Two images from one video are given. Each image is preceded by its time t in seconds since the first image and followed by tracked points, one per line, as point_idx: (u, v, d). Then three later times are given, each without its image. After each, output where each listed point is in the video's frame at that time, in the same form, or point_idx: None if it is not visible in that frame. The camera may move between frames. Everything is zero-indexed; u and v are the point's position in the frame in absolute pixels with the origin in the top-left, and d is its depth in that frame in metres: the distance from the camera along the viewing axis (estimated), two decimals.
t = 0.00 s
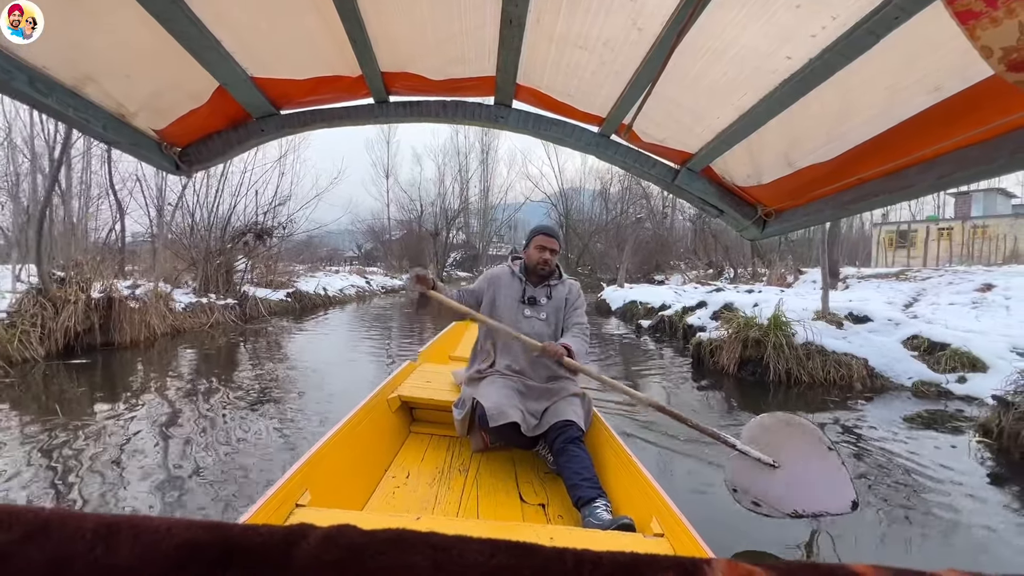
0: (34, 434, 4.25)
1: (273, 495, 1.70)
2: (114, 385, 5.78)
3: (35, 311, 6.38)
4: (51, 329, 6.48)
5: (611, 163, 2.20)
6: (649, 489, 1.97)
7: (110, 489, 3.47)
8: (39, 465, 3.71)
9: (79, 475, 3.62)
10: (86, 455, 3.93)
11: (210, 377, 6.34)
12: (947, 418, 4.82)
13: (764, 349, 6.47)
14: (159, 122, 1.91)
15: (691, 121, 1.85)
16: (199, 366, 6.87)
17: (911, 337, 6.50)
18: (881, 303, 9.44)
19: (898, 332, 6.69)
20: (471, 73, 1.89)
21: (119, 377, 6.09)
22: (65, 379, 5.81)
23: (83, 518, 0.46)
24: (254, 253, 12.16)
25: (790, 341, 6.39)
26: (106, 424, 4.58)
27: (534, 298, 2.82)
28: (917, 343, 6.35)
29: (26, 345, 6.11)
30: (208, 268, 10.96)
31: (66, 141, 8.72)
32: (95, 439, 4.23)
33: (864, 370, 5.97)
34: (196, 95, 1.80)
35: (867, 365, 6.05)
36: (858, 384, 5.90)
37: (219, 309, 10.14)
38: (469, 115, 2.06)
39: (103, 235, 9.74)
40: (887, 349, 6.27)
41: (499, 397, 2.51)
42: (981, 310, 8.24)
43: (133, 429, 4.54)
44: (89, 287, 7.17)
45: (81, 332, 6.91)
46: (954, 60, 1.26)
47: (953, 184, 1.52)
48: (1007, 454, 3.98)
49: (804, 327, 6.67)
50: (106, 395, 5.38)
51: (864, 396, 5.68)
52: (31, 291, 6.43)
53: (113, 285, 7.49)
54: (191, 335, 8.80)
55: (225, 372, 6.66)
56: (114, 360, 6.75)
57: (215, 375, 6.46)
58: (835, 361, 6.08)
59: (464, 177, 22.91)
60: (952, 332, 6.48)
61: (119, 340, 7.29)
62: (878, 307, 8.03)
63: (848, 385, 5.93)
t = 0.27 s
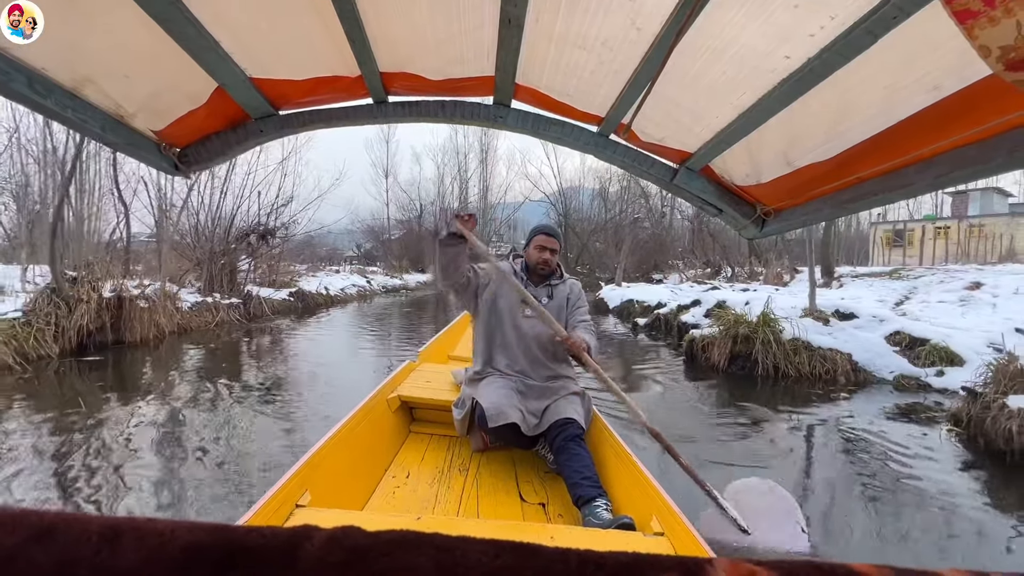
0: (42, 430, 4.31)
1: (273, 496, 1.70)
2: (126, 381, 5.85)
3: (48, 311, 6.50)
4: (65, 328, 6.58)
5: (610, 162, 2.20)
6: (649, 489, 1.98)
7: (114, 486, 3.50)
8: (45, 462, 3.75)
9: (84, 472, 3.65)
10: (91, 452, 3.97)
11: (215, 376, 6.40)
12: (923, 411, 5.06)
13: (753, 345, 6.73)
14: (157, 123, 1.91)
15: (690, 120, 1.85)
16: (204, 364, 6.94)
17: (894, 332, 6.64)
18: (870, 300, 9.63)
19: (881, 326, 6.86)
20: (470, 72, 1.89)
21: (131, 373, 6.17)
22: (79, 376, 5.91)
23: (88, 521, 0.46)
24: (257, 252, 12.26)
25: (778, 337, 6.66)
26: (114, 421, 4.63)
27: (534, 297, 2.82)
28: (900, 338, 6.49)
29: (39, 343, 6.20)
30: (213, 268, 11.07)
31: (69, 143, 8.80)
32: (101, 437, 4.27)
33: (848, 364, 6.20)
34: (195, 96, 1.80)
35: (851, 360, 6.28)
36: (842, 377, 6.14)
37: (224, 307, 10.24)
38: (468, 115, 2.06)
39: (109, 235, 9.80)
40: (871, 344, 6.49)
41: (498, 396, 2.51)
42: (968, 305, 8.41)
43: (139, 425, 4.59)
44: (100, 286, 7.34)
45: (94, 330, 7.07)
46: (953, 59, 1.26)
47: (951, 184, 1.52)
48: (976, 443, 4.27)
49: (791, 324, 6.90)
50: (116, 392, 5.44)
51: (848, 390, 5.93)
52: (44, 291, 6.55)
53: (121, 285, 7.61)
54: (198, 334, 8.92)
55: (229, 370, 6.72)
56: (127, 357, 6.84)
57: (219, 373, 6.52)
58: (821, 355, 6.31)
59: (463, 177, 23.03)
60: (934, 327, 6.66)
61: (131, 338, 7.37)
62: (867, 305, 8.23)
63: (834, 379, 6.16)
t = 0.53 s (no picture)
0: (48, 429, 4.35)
1: (272, 495, 1.70)
2: (134, 378, 6.03)
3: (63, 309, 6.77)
4: (76, 326, 6.88)
5: (609, 161, 2.20)
6: (647, 487, 1.98)
7: (116, 484, 3.52)
8: (49, 461, 3.78)
9: (87, 470, 3.68)
10: (95, 450, 4.00)
11: (217, 374, 6.45)
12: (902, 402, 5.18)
13: (742, 341, 6.92)
14: (156, 121, 1.90)
15: (689, 119, 1.85)
16: (207, 363, 7.00)
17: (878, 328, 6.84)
18: (858, 297, 9.80)
19: (865, 323, 7.07)
20: (469, 71, 1.88)
21: (138, 370, 6.39)
22: (89, 372, 6.13)
23: (88, 520, 0.46)
24: (260, 252, 12.35)
25: (766, 333, 6.81)
26: (119, 419, 4.68)
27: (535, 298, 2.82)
28: (883, 334, 6.71)
29: (53, 342, 6.45)
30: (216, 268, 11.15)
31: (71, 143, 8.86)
32: (105, 435, 4.32)
33: (834, 359, 6.32)
34: (193, 94, 1.80)
35: (836, 354, 6.41)
36: (828, 372, 6.26)
37: (228, 306, 10.35)
38: (468, 114, 2.05)
39: (114, 235, 10.09)
40: (856, 341, 6.63)
41: (496, 397, 2.51)
42: (955, 303, 8.57)
43: (143, 423, 4.63)
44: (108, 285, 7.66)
45: (103, 329, 7.31)
46: (951, 57, 1.26)
47: (951, 183, 1.52)
48: (946, 428, 4.43)
49: (779, 321, 7.08)
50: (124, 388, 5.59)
51: (832, 383, 6.07)
52: (59, 290, 6.82)
53: (130, 284, 7.98)
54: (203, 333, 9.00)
55: (230, 368, 6.77)
56: (135, 356, 7.07)
57: (221, 371, 6.57)
58: (807, 351, 6.42)
59: (462, 176, 23.12)
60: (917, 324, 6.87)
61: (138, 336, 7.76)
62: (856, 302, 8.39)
63: (818, 374, 6.26)
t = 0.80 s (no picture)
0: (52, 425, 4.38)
1: (270, 493, 1.69)
2: (144, 375, 6.10)
3: (78, 308, 6.93)
4: (88, 325, 7.00)
5: (610, 161, 2.20)
6: (646, 487, 1.98)
7: (118, 481, 3.53)
8: (52, 458, 3.80)
9: (89, 467, 3.69)
10: (97, 448, 4.02)
11: (219, 372, 6.48)
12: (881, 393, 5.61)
13: (733, 337, 7.25)
14: (155, 118, 1.90)
15: (689, 119, 1.85)
16: (210, 360, 7.04)
17: (862, 325, 7.34)
18: (850, 294, 10.21)
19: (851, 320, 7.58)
20: (470, 69, 1.88)
21: (151, 368, 6.47)
22: (103, 369, 6.23)
23: (84, 518, 0.46)
24: (262, 252, 12.40)
25: (755, 330, 7.17)
26: (124, 417, 4.71)
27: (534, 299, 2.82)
28: (867, 331, 7.22)
29: (67, 339, 6.57)
30: (220, 267, 11.22)
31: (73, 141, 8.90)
32: (109, 432, 4.34)
33: (820, 354, 6.72)
34: (192, 92, 1.79)
35: (823, 350, 6.81)
36: (814, 366, 6.68)
37: (234, 306, 10.46)
38: (468, 113, 2.05)
39: (120, 234, 10.17)
40: (842, 336, 7.07)
41: (495, 398, 2.51)
42: (943, 301, 8.91)
43: (146, 421, 4.65)
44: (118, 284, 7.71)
45: (114, 326, 7.42)
46: (953, 58, 1.26)
47: (951, 184, 1.52)
48: (918, 418, 4.80)
49: (768, 317, 7.47)
50: (134, 385, 5.67)
51: (818, 377, 6.48)
52: (71, 290, 6.90)
53: (140, 285, 8.01)
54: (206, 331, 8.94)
55: (233, 366, 6.80)
56: (147, 353, 7.16)
57: (224, 369, 6.60)
58: (795, 346, 6.83)
59: (462, 176, 23.19)
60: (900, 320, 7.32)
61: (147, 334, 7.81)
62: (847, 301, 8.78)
63: (806, 369, 6.71)
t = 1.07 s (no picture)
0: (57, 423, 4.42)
1: (268, 491, 1.69)
2: (155, 373, 6.21)
3: (94, 306, 7.11)
4: (99, 323, 7.14)
5: (610, 161, 2.20)
6: (644, 488, 1.98)
7: (120, 479, 3.54)
8: (56, 456, 3.83)
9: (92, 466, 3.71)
10: (100, 446, 4.04)
11: (222, 369, 6.52)
12: (862, 386, 5.84)
13: (723, 333, 7.50)
14: (155, 115, 1.90)
15: (690, 120, 1.85)
16: (213, 358, 7.08)
17: (848, 321, 7.59)
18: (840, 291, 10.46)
19: (837, 317, 7.84)
20: (470, 69, 1.88)
21: (162, 365, 6.59)
22: (116, 367, 6.36)
23: (76, 515, 0.46)
24: (265, 253, 12.45)
25: (745, 326, 7.42)
26: (129, 415, 4.76)
27: (528, 300, 2.82)
28: (851, 327, 7.47)
29: (81, 337, 6.70)
30: (224, 267, 11.29)
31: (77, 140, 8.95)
32: (115, 430, 4.40)
33: (806, 350, 6.97)
34: (193, 89, 1.79)
35: (809, 346, 7.05)
36: (801, 361, 6.92)
37: (239, 305, 10.60)
38: (468, 112, 2.05)
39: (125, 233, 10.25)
40: (828, 331, 7.31)
41: (494, 398, 2.51)
42: (931, 297, 9.12)
43: (150, 419, 4.69)
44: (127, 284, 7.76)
45: (124, 324, 7.53)
46: (954, 60, 1.25)
47: (950, 187, 1.53)
48: (893, 408, 5.05)
49: (757, 314, 7.73)
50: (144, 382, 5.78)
51: (804, 371, 6.72)
52: (82, 289, 7.01)
53: (148, 283, 8.07)
54: (214, 330, 9.21)
55: (235, 364, 6.85)
56: (159, 351, 7.28)
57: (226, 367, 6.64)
58: (783, 342, 7.08)
59: (462, 176, 23.26)
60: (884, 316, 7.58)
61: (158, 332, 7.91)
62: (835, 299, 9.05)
63: (793, 363, 6.94)
